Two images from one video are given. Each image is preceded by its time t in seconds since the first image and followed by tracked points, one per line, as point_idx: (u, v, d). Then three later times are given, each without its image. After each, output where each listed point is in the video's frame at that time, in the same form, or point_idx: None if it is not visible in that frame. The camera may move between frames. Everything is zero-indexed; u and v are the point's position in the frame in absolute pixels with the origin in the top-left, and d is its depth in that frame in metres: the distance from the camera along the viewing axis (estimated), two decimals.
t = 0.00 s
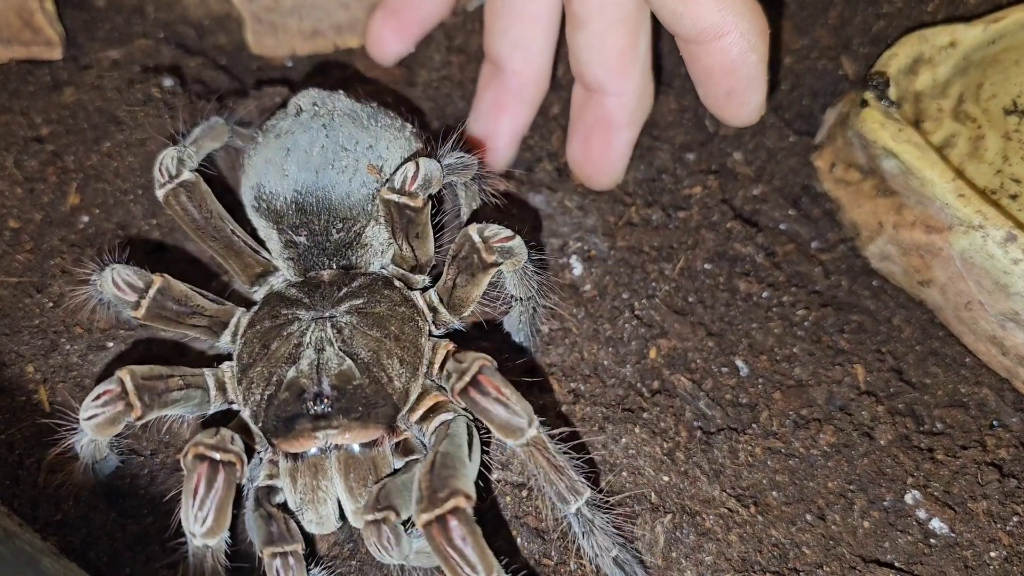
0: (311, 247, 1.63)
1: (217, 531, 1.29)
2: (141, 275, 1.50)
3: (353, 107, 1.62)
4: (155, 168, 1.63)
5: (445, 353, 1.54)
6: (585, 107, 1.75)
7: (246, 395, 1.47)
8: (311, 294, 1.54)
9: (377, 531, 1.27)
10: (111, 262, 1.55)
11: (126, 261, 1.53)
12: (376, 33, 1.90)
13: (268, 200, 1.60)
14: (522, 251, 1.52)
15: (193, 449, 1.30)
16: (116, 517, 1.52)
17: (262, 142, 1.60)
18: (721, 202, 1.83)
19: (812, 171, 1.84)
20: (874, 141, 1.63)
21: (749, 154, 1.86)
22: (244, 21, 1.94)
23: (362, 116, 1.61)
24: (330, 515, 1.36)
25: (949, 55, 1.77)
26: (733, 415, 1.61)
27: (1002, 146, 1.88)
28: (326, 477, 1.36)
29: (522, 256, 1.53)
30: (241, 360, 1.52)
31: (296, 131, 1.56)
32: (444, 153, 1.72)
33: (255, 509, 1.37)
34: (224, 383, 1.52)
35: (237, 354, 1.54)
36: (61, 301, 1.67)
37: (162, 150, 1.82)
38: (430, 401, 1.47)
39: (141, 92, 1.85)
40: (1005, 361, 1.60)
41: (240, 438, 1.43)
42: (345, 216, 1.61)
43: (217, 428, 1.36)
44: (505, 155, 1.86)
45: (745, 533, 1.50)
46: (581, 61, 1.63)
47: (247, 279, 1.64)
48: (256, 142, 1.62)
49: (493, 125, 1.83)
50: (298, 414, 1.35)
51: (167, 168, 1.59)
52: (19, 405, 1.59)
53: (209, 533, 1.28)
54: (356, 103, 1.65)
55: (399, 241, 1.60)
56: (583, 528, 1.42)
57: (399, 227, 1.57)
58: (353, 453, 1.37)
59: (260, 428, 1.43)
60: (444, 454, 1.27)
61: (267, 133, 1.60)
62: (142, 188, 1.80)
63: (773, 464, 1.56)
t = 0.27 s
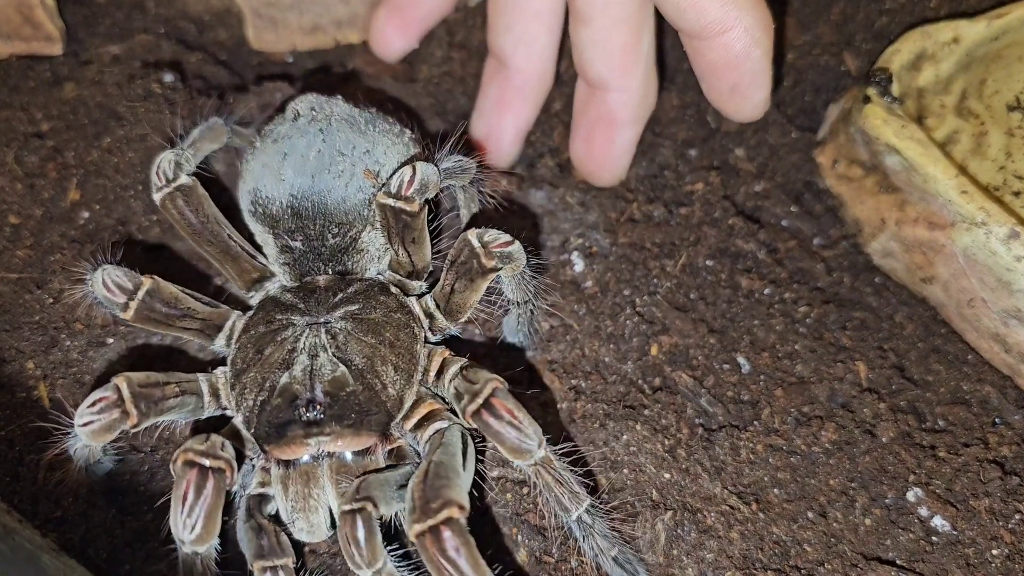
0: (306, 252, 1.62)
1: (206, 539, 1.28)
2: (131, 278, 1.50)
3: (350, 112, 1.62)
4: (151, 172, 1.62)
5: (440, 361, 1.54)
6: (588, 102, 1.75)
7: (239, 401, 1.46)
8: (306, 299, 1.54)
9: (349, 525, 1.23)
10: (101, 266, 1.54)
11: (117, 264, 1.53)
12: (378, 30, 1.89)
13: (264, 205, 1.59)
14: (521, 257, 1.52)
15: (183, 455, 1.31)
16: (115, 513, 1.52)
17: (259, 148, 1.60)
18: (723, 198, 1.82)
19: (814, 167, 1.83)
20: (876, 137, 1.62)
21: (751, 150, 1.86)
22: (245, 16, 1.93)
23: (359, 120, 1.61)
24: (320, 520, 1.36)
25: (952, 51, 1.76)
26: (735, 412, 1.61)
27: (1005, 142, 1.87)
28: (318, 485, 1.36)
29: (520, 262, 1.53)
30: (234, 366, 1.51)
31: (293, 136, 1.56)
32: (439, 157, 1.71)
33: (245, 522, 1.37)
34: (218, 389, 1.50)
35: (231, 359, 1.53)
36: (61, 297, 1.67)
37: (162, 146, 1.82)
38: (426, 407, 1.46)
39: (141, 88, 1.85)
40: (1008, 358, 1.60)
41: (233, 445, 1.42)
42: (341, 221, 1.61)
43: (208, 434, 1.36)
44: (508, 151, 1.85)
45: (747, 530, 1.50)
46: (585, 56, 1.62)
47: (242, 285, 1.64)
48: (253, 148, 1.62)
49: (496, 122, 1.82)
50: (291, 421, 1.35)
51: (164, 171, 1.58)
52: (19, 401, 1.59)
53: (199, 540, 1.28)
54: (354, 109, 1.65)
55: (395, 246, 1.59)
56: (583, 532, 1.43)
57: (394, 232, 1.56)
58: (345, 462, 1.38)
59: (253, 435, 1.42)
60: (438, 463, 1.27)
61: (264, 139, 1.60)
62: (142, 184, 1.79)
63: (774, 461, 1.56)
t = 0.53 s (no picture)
0: (305, 251, 1.62)
1: (203, 539, 1.29)
2: (129, 276, 1.50)
3: (351, 112, 1.62)
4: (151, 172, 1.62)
5: (438, 361, 1.55)
6: (585, 106, 1.74)
7: (237, 400, 1.45)
8: (305, 297, 1.54)
9: (356, 550, 1.21)
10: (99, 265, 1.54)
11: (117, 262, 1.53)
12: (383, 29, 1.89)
13: (263, 204, 1.59)
14: (520, 254, 1.52)
15: (180, 456, 1.31)
16: (117, 509, 1.53)
17: (259, 147, 1.60)
18: (726, 195, 1.82)
19: (817, 164, 1.82)
20: (879, 135, 1.62)
21: (755, 147, 1.85)
22: (248, 12, 1.92)
23: (359, 121, 1.61)
24: (318, 521, 1.36)
25: (956, 48, 1.76)
26: (737, 409, 1.61)
27: (1009, 140, 1.86)
28: (317, 485, 1.36)
29: (519, 259, 1.53)
30: (233, 364, 1.51)
31: (293, 135, 1.56)
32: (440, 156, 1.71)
33: (243, 523, 1.37)
34: (217, 388, 1.50)
35: (230, 359, 1.53)
36: (63, 292, 1.67)
37: (165, 142, 1.82)
38: (425, 408, 1.48)
39: (144, 83, 1.84)
40: (1011, 357, 1.60)
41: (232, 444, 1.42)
42: (340, 220, 1.60)
43: (206, 434, 1.36)
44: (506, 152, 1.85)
45: (749, 528, 1.50)
46: (581, 60, 1.62)
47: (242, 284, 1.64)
48: (253, 147, 1.62)
49: (496, 121, 1.82)
50: (289, 420, 1.33)
51: (164, 171, 1.58)
52: (21, 396, 1.59)
53: (195, 541, 1.28)
54: (354, 108, 1.64)
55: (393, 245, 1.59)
56: (584, 529, 1.44)
57: (393, 231, 1.56)
58: (344, 463, 1.37)
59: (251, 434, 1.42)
60: (437, 462, 1.27)
61: (265, 138, 1.60)
62: (144, 179, 1.79)
63: (777, 459, 1.56)
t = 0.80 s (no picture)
0: (313, 246, 1.62)
1: (212, 534, 1.29)
2: (137, 270, 1.51)
3: (360, 110, 1.62)
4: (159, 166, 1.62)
5: (444, 355, 1.55)
6: (586, 88, 1.74)
7: (245, 394, 1.46)
8: (313, 292, 1.54)
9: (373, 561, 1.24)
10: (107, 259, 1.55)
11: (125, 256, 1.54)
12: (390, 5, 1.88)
13: (272, 200, 1.60)
14: (522, 249, 1.52)
15: (189, 450, 1.31)
16: (123, 501, 1.54)
17: (268, 143, 1.60)
18: (731, 190, 1.82)
19: (822, 160, 1.82)
20: (884, 130, 1.62)
21: (759, 143, 1.85)
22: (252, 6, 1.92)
23: (368, 118, 1.61)
24: (324, 516, 1.37)
25: (960, 45, 1.75)
26: (741, 404, 1.61)
27: (1014, 136, 1.86)
28: (324, 479, 1.37)
29: (522, 253, 1.53)
30: (240, 359, 1.51)
31: (302, 131, 1.57)
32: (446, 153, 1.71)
33: (250, 517, 1.39)
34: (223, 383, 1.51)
35: (237, 353, 1.53)
36: (68, 284, 1.68)
37: (170, 136, 1.82)
38: (432, 403, 1.48)
39: (149, 77, 1.84)
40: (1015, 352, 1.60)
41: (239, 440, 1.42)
42: (349, 216, 1.61)
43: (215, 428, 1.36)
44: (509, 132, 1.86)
45: (752, 522, 1.51)
46: (584, 44, 1.61)
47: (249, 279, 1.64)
48: (262, 143, 1.63)
49: (496, 104, 1.82)
50: (296, 414, 1.33)
51: (172, 166, 1.58)
52: (26, 389, 1.60)
53: (205, 536, 1.29)
54: (363, 106, 1.65)
55: (400, 243, 1.59)
56: (589, 521, 1.44)
57: (400, 230, 1.56)
58: (352, 456, 1.37)
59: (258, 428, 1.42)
60: (444, 453, 1.28)
61: (274, 135, 1.61)
62: (149, 173, 1.80)
63: (781, 453, 1.56)
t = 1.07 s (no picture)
0: (316, 253, 1.63)
1: (213, 538, 1.30)
2: (142, 277, 1.52)
3: (364, 116, 1.62)
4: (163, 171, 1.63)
5: (445, 362, 1.56)
6: (581, 51, 1.75)
7: (248, 400, 1.47)
8: (316, 299, 1.55)
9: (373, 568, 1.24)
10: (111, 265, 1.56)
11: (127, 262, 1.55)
12: None
13: (276, 206, 1.60)
14: (524, 255, 1.53)
15: (192, 453, 1.32)
16: (126, 495, 1.55)
17: (273, 149, 1.61)
18: (733, 189, 1.82)
19: (825, 159, 1.81)
20: (887, 129, 1.62)
21: (762, 142, 1.85)
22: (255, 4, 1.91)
23: (372, 125, 1.61)
24: (324, 523, 1.37)
25: (963, 44, 1.76)
26: (743, 402, 1.62)
27: (1016, 135, 1.86)
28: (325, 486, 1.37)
29: (524, 260, 1.54)
30: (243, 364, 1.52)
31: (306, 138, 1.57)
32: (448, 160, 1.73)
33: (250, 526, 1.45)
34: (225, 388, 1.52)
35: (240, 359, 1.54)
36: (73, 280, 1.70)
37: (174, 133, 1.83)
38: (433, 412, 1.48)
39: (153, 75, 1.84)
40: (1017, 351, 1.61)
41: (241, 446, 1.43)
42: (351, 224, 1.62)
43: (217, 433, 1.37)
44: (503, 95, 1.87)
45: (753, 519, 1.52)
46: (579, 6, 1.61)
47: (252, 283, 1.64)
48: (266, 150, 1.63)
49: (489, 64, 1.83)
50: (297, 420, 1.34)
51: (177, 172, 1.58)
52: (31, 385, 1.61)
53: (206, 540, 1.29)
54: (366, 113, 1.65)
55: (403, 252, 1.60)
56: (588, 523, 1.46)
57: (402, 239, 1.56)
58: (352, 463, 1.37)
59: (259, 434, 1.43)
60: (442, 459, 1.29)
61: (278, 141, 1.61)
62: (154, 170, 1.81)
63: (782, 451, 1.57)
